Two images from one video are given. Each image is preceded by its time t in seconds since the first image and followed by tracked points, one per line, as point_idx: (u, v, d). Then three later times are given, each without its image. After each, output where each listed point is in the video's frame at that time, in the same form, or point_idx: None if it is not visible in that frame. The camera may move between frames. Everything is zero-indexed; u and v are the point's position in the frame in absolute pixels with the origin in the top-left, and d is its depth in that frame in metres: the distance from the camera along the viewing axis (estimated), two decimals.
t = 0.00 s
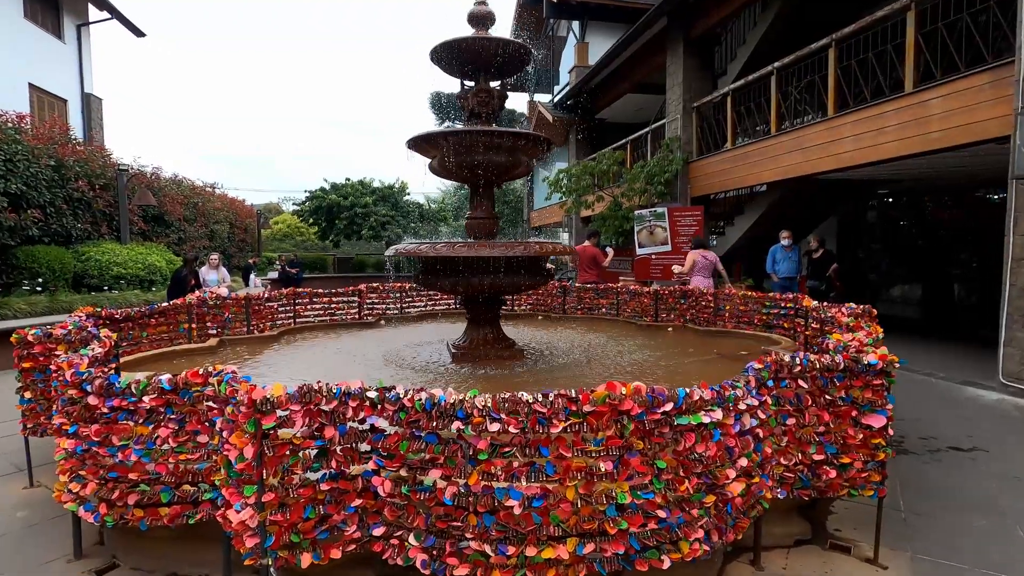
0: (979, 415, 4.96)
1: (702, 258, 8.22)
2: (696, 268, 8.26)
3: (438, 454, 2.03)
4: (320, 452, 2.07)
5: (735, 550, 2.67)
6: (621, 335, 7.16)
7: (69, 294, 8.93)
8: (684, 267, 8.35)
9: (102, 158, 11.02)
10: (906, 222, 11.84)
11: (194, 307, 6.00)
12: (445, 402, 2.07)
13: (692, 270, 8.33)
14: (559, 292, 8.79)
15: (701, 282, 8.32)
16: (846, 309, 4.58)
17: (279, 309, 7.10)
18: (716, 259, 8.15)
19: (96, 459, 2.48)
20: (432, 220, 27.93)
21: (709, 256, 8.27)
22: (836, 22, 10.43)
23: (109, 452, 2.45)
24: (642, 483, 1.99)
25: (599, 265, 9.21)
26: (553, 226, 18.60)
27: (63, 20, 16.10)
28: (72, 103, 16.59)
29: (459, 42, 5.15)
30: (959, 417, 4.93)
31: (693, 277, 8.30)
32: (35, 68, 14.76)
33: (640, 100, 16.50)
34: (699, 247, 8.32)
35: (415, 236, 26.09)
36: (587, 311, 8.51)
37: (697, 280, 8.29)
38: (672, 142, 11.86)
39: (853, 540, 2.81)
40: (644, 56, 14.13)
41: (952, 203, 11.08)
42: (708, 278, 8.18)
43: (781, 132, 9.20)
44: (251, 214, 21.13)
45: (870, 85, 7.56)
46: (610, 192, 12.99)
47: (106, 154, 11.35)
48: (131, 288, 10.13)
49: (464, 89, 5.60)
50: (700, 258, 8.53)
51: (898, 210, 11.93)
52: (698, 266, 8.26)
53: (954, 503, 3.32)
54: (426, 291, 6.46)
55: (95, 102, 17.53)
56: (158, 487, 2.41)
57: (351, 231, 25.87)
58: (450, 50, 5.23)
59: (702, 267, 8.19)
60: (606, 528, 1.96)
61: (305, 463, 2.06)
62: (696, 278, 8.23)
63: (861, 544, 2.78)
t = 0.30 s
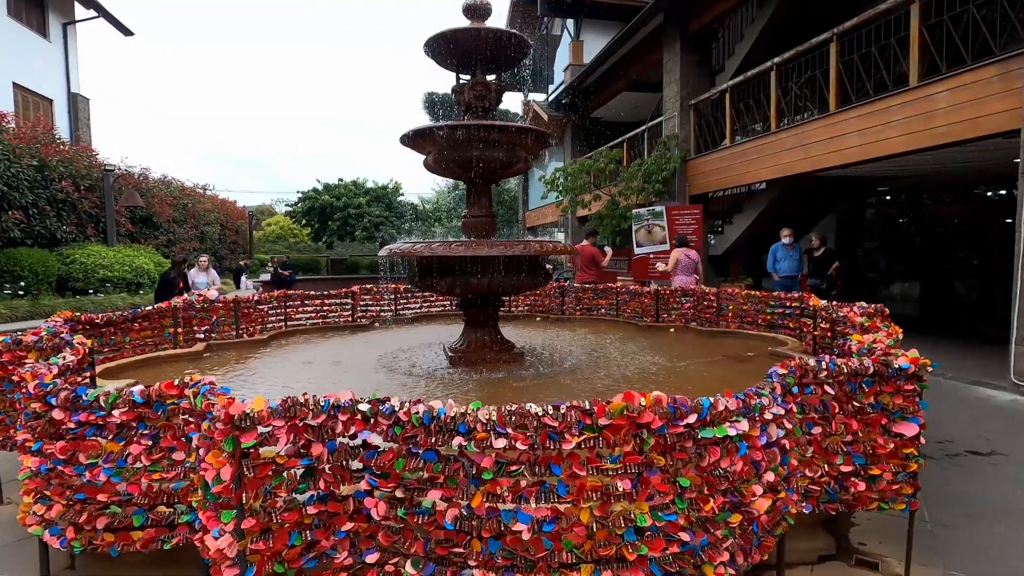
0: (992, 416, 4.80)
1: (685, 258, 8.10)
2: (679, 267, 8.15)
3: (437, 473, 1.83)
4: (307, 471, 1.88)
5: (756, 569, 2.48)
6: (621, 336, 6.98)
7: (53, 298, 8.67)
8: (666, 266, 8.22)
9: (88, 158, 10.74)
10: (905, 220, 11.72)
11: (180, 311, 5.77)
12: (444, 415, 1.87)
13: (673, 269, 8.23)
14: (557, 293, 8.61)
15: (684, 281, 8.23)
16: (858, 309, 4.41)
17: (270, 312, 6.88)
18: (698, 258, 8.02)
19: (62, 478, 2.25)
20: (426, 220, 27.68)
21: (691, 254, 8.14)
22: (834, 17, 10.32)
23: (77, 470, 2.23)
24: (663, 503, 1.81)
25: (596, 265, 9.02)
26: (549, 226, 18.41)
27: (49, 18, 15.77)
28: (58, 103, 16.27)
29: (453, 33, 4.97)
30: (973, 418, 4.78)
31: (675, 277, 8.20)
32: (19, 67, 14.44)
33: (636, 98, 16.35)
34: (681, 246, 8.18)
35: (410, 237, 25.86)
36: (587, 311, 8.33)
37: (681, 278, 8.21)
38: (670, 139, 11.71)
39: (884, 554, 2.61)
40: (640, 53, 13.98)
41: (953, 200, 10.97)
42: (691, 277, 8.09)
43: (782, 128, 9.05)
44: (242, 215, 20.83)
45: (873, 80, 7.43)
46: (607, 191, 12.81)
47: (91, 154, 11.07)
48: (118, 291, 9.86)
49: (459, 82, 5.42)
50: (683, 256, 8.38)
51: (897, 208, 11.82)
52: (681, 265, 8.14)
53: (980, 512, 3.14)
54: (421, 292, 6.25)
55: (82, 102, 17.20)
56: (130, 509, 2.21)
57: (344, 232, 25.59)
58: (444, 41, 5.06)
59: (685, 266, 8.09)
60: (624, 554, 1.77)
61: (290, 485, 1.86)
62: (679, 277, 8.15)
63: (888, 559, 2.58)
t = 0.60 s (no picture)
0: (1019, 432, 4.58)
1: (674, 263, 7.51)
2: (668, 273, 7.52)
3: (436, 511, 1.60)
4: (288, 509, 1.64)
5: None
6: (626, 344, 6.75)
7: (42, 302, 8.43)
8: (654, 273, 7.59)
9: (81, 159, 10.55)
10: (914, 225, 11.54)
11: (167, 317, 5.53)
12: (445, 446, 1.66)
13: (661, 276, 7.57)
14: (560, 299, 8.39)
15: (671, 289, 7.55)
16: (880, 319, 4.24)
17: (263, 318, 6.65)
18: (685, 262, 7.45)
19: (15, 511, 1.99)
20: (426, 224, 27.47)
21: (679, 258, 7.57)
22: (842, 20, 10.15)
23: (32, 502, 1.98)
24: (696, 548, 1.57)
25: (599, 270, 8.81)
26: (550, 230, 18.20)
27: (45, 18, 15.59)
28: (55, 103, 16.08)
29: (454, 30, 4.76)
30: (999, 434, 4.54)
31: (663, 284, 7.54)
32: (15, 67, 14.25)
33: (639, 102, 16.16)
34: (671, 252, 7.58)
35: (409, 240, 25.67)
36: (590, 318, 8.11)
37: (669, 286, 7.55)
38: (674, 143, 11.50)
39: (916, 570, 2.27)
40: (643, 56, 13.80)
41: (963, 206, 10.86)
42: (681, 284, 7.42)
43: (790, 132, 8.85)
44: (240, 218, 20.64)
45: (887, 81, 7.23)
46: (610, 195, 12.61)
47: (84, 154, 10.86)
48: (110, 296, 9.62)
49: (462, 81, 5.22)
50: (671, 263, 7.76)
51: (905, 213, 11.55)
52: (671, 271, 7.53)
53: (1021, 539, 2.88)
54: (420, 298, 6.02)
55: (79, 103, 17.02)
56: (91, 545, 1.94)
57: (344, 235, 25.36)
58: (445, 39, 4.85)
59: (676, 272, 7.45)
60: None
61: (267, 524, 1.63)
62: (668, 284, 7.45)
63: None
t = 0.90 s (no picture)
0: None
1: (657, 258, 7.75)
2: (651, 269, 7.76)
3: (443, 543, 1.38)
4: (271, 539, 1.42)
5: None
6: (630, 343, 6.55)
7: (24, 301, 8.15)
8: (638, 268, 7.84)
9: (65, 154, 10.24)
10: (916, 221, 11.37)
11: (152, 316, 5.28)
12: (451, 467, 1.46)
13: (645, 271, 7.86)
14: (560, 297, 8.18)
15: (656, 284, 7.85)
16: (901, 317, 4.05)
17: (254, 316, 6.40)
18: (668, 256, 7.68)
19: None
20: (421, 221, 27.18)
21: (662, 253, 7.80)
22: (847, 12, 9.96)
23: None
24: None
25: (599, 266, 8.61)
26: (547, 227, 17.98)
27: (30, 10, 15.21)
28: (41, 98, 15.72)
29: (452, 14, 4.53)
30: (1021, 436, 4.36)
31: (647, 279, 7.79)
32: None
33: (638, 96, 15.93)
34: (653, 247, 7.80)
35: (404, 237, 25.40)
36: (591, 316, 7.91)
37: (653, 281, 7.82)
38: (675, 137, 11.28)
39: None
40: (642, 50, 13.57)
41: (970, 200, 10.66)
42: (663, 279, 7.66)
43: (795, 125, 8.65)
44: (232, 215, 20.32)
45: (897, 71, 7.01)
46: (609, 190, 12.40)
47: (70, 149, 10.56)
48: (96, 294, 9.34)
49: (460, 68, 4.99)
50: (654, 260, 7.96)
51: (908, 209, 11.43)
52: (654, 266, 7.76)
53: None
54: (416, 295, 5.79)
55: (66, 97, 16.66)
56: None
57: (338, 233, 24.99)
58: (442, 23, 4.62)
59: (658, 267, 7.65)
60: None
61: (246, 559, 1.40)
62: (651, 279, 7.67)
63: None
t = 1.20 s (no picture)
0: None
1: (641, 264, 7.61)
2: (634, 273, 7.63)
3: None
4: None
5: None
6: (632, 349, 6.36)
7: None
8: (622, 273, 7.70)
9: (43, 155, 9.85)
10: (910, 224, 11.33)
11: (132, 324, 4.99)
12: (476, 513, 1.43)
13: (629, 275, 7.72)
14: (558, 302, 7.97)
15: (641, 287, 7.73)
16: (922, 323, 3.90)
17: (242, 323, 6.11)
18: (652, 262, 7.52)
19: None
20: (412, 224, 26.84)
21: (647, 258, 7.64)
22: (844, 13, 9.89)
23: None
24: None
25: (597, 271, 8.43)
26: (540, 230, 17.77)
27: (9, 8, 14.77)
28: (20, 97, 15.25)
29: (451, 6, 4.32)
30: None
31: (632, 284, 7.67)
32: None
33: (631, 99, 15.80)
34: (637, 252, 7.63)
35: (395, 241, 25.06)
36: (589, 321, 7.71)
37: (637, 285, 7.73)
38: (671, 139, 11.14)
39: None
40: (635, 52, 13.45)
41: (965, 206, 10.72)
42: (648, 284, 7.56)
43: (793, 127, 8.54)
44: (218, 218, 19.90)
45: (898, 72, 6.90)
46: (604, 193, 12.24)
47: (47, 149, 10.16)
48: (75, 300, 8.97)
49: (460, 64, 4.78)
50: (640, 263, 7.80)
51: (901, 212, 11.40)
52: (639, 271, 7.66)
53: None
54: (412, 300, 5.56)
55: (47, 97, 16.20)
56: None
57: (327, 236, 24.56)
58: (440, 16, 4.42)
59: (641, 272, 7.52)
60: None
61: None
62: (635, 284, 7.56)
63: None
